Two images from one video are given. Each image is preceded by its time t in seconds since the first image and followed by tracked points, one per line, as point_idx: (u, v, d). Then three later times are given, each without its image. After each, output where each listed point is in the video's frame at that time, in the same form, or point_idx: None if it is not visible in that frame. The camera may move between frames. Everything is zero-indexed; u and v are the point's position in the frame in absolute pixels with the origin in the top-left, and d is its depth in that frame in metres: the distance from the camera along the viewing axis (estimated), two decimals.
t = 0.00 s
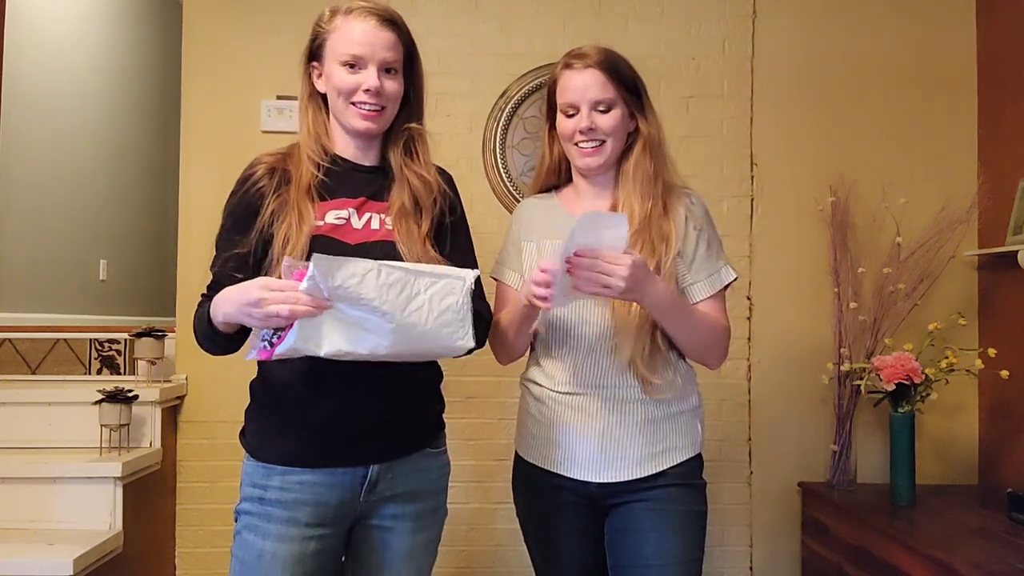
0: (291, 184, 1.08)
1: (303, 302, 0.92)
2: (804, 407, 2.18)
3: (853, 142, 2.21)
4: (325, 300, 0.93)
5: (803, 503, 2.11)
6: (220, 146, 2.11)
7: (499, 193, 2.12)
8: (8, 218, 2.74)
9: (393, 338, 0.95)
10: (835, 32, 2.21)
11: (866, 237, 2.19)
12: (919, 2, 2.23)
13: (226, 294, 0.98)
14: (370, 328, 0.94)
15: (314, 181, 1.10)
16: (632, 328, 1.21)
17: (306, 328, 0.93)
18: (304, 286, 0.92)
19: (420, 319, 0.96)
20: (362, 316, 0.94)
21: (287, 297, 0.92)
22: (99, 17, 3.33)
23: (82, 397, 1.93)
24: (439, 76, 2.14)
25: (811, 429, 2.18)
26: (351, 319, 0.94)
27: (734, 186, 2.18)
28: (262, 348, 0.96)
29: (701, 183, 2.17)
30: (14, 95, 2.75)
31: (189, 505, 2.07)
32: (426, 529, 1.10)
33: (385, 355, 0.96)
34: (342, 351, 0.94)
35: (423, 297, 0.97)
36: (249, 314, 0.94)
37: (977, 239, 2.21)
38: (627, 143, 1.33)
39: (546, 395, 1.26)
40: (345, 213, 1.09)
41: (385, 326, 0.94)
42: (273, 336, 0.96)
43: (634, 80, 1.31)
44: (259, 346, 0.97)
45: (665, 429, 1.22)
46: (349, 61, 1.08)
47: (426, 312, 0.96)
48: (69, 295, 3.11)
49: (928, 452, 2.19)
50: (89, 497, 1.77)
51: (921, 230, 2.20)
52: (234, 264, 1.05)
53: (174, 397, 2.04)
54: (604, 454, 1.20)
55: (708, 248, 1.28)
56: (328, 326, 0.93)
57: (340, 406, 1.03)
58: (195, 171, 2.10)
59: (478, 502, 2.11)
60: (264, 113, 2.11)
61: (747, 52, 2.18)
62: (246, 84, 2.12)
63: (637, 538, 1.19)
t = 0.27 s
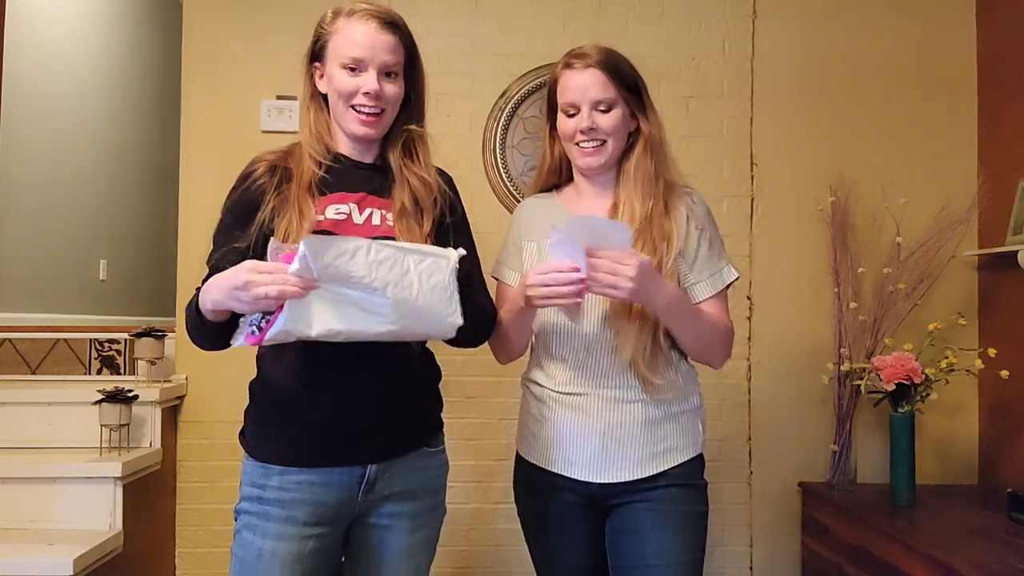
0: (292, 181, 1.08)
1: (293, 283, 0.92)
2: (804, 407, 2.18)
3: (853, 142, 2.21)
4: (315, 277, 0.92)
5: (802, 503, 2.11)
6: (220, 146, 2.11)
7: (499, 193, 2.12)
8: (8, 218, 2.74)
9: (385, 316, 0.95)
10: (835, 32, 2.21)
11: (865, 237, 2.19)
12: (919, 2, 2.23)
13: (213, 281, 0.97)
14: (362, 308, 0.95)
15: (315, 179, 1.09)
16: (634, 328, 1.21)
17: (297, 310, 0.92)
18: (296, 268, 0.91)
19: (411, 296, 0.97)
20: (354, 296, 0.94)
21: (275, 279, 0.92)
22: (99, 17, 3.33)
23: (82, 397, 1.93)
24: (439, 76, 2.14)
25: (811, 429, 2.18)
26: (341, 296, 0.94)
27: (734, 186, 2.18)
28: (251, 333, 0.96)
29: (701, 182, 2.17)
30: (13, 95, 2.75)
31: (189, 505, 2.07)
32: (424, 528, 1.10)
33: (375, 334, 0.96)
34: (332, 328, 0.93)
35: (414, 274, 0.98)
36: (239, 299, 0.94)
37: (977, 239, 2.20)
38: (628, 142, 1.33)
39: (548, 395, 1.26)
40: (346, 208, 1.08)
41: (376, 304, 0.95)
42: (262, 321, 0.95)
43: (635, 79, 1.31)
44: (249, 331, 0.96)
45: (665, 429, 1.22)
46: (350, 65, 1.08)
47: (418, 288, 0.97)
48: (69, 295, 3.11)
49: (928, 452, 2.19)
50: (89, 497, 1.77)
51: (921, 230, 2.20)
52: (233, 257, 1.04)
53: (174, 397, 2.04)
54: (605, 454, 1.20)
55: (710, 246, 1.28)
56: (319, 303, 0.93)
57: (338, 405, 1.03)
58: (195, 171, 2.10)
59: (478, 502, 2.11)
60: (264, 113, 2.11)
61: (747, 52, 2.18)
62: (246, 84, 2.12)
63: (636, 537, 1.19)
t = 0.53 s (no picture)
0: (292, 180, 1.09)
1: (251, 280, 0.92)
2: (804, 407, 2.18)
3: (853, 142, 2.21)
4: (273, 272, 0.92)
5: (802, 503, 2.11)
6: (220, 146, 2.11)
7: (499, 193, 2.12)
8: (9, 218, 2.73)
9: (350, 299, 0.94)
10: (835, 32, 2.21)
11: (866, 237, 2.19)
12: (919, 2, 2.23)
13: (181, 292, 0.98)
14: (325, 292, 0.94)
15: (314, 179, 1.09)
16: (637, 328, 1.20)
17: (261, 307, 0.93)
18: (253, 266, 0.91)
19: (371, 273, 0.93)
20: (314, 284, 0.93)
21: (235, 277, 0.92)
22: (99, 17, 3.33)
23: (82, 397, 1.93)
24: (438, 76, 2.14)
25: (811, 429, 2.18)
26: (305, 284, 0.94)
27: (734, 186, 2.18)
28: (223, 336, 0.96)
29: (701, 182, 2.17)
30: (14, 94, 2.75)
31: (189, 505, 2.07)
32: (423, 526, 1.10)
33: (348, 316, 0.95)
34: (304, 319, 0.94)
35: (369, 248, 0.93)
36: (202, 304, 0.95)
37: (977, 239, 2.20)
38: (630, 141, 1.33)
39: (550, 395, 1.26)
40: (346, 208, 1.09)
41: (338, 288, 0.94)
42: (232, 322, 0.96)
43: (637, 79, 1.31)
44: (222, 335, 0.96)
45: (667, 430, 1.22)
46: (349, 73, 1.07)
47: (375, 262, 0.93)
48: (69, 295, 3.10)
49: (928, 452, 2.19)
50: (88, 497, 1.77)
51: (921, 230, 2.20)
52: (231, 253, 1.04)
53: (174, 397, 2.04)
54: (606, 454, 1.20)
55: (715, 245, 1.28)
56: (285, 296, 0.93)
57: (339, 405, 1.03)
58: (195, 171, 2.10)
59: (478, 502, 2.11)
60: (264, 113, 2.10)
61: (747, 52, 2.18)
62: (246, 84, 2.12)
63: (636, 537, 1.19)
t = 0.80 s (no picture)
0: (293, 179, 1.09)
1: (176, 270, 0.86)
2: (804, 407, 2.18)
3: (853, 142, 2.21)
4: (198, 254, 0.85)
5: (802, 503, 2.12)
6: (220, 146, 2.11)
7: (499, 193, 2.12)
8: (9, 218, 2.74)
9: (285, 260, 0.85)
10: (835, 32, 2.21)
11: (866, 237, 2.19)
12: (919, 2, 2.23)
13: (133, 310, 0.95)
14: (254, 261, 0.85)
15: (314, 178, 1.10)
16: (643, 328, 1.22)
17: (198, 294, 0.86)
18: (172, 254, 0.86)
19: (295, 221, 0.83)
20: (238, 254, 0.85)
21: (161, 274, 0.87)
22: (100, 17, 3.33)
23: (82, 397, 1.93)
24: (438, 76, 2.14)
25: (811, 429, 2.18)
26: (234, 255, 0.85)
27: (734, 186, 2.18)
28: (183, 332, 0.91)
29: (702, 182, 2.16)
30: (14, 94, 2.75)
31: (189, 505, 2.07)
32: (424, 525, 1.09)
33: (295, 278, 0.86)
34: (248, 292, 0.86)
35: (283, 191, 0.83)
36: (149, 311, 0.90)
37: (977, 239, 2.20)
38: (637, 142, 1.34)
39: (553, 395, 1.26)
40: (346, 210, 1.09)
41: (264, 252, 0.85)
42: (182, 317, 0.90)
43: (645, 80, 1.33)
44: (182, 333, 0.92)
45: (670, 430, 1.22)
46: (347, 75, 1.07)
47: (292, 207, 0.82)
48: (70, 296, 3.01)
49: (928, 452, 2.19)
50: (88, 497, 1.77)
51: (921, 230, 2.20)
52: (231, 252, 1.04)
53: (174, 397, 2.04)
54: (609, 454, 1.20)
55: (718, 245, 1.28)
56: (218, 275, 0.85)
57: (341, 405, 1.04)
58: (195, 171, 2.10)
59: (478, 502, 2.11)
60: (263, 113, 2.10)
61: (747, 52, 2.18)
62: (246, 84, 2.12)
63: (640, 537, 1.20)
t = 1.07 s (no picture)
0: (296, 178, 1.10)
1: (156, 253, 0.90)
2: (804, 407, 2.18)
3: (853, 142, 2.21)
4: (173, 233, 0.89)
5: (802, 502, 2.12)
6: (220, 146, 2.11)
7: (499, 193, 2.12)
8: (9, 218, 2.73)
9: (253, 205, 0.91)
10: (835, 32, 2.21)
11: (866, 237, 2.19)
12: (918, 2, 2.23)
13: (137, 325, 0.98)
14: (224, 216, 0.91)
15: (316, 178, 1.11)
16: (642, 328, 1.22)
17: (186, 264, 0.89)
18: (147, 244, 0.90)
19: (253, 173, 0.91)
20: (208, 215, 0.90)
21: (142, 266, 0.90)
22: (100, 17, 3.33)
23: (82, 397, 1.93)
24: (438, 76, 2.14)
25: (811, 429, 2.18)
26: (208, 223, 0.90)
27: (734, 186, 2.18)
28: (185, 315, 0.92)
29: (702, 182, 2.17)
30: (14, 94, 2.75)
31: (189, 505, 2.07)
32: (425, 524, 1.09)
33: (274, 226, 0.92)
34: (235, 251, 0.90)
35: (234, 148, 0.91)
36: (144, 309, 0.94)
37: (977, 239, 2.20)
38: (640, 141, 1.34)
39: (553, 394, 1.27)
40: (349, 211, 1.10)
41: (230, 204, 0.91)
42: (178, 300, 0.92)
43: (649, 79, 1.33)
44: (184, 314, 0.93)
45: (672, 429, 1.22)
46: (339, 75, 1.07)
47: (246, 160, 0.90)
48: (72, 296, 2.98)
49: (928, 452, 2.19)
50: (88, 497, 1.77)
51: (921, 230, 2.20)
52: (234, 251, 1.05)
53: (174, 397, 2.04)
54: (610, 453, 1.20)
55: (717, 245, 1.28)
56: (199, 248, 0.90)
57: (343, 404, 1.04)
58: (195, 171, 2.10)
59: (478, 502, 2.11)
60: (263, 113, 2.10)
61: (747, 52, 2.18)
62: (246, 84, 2.12)
63: (642, 537, 1.19)
